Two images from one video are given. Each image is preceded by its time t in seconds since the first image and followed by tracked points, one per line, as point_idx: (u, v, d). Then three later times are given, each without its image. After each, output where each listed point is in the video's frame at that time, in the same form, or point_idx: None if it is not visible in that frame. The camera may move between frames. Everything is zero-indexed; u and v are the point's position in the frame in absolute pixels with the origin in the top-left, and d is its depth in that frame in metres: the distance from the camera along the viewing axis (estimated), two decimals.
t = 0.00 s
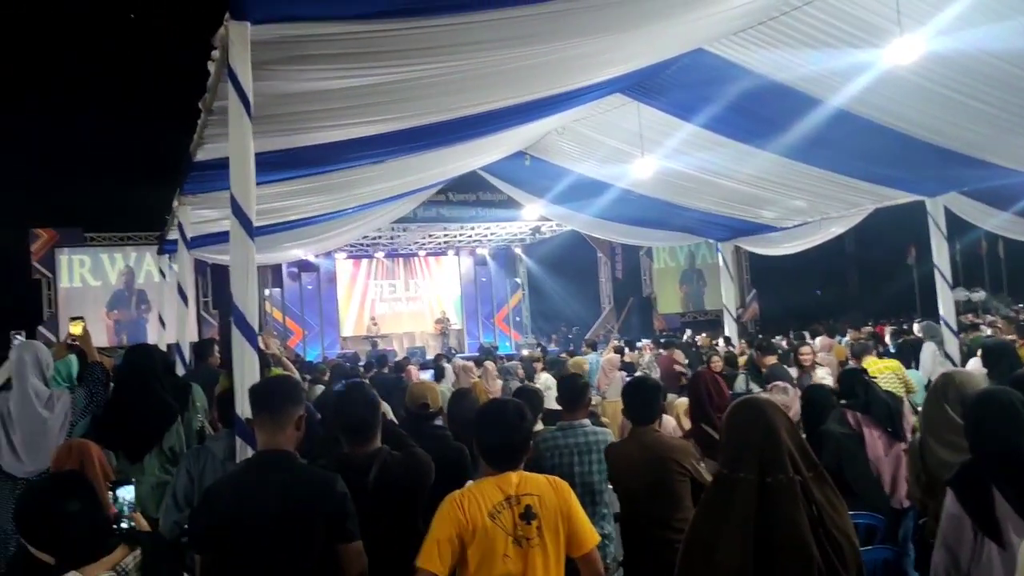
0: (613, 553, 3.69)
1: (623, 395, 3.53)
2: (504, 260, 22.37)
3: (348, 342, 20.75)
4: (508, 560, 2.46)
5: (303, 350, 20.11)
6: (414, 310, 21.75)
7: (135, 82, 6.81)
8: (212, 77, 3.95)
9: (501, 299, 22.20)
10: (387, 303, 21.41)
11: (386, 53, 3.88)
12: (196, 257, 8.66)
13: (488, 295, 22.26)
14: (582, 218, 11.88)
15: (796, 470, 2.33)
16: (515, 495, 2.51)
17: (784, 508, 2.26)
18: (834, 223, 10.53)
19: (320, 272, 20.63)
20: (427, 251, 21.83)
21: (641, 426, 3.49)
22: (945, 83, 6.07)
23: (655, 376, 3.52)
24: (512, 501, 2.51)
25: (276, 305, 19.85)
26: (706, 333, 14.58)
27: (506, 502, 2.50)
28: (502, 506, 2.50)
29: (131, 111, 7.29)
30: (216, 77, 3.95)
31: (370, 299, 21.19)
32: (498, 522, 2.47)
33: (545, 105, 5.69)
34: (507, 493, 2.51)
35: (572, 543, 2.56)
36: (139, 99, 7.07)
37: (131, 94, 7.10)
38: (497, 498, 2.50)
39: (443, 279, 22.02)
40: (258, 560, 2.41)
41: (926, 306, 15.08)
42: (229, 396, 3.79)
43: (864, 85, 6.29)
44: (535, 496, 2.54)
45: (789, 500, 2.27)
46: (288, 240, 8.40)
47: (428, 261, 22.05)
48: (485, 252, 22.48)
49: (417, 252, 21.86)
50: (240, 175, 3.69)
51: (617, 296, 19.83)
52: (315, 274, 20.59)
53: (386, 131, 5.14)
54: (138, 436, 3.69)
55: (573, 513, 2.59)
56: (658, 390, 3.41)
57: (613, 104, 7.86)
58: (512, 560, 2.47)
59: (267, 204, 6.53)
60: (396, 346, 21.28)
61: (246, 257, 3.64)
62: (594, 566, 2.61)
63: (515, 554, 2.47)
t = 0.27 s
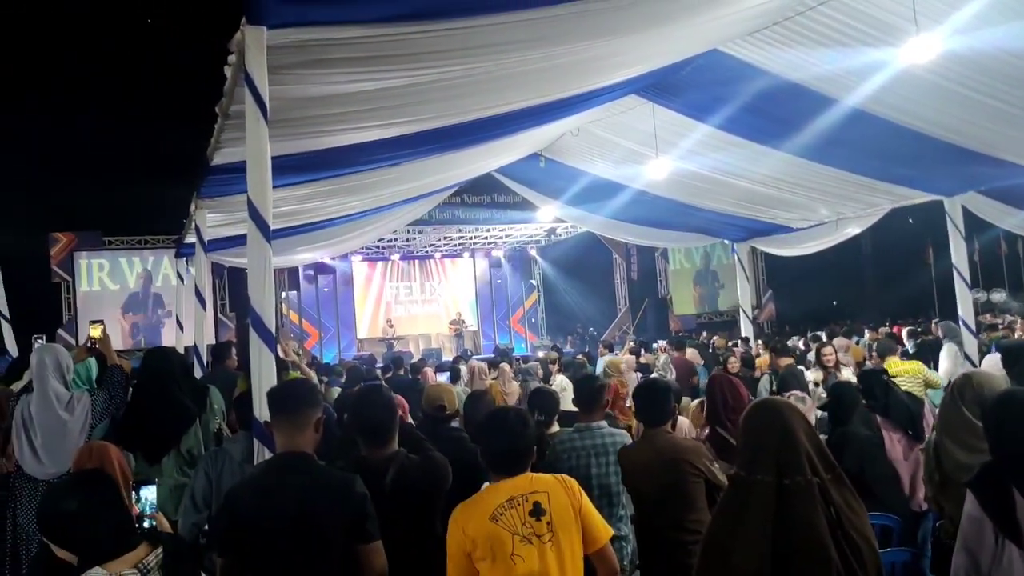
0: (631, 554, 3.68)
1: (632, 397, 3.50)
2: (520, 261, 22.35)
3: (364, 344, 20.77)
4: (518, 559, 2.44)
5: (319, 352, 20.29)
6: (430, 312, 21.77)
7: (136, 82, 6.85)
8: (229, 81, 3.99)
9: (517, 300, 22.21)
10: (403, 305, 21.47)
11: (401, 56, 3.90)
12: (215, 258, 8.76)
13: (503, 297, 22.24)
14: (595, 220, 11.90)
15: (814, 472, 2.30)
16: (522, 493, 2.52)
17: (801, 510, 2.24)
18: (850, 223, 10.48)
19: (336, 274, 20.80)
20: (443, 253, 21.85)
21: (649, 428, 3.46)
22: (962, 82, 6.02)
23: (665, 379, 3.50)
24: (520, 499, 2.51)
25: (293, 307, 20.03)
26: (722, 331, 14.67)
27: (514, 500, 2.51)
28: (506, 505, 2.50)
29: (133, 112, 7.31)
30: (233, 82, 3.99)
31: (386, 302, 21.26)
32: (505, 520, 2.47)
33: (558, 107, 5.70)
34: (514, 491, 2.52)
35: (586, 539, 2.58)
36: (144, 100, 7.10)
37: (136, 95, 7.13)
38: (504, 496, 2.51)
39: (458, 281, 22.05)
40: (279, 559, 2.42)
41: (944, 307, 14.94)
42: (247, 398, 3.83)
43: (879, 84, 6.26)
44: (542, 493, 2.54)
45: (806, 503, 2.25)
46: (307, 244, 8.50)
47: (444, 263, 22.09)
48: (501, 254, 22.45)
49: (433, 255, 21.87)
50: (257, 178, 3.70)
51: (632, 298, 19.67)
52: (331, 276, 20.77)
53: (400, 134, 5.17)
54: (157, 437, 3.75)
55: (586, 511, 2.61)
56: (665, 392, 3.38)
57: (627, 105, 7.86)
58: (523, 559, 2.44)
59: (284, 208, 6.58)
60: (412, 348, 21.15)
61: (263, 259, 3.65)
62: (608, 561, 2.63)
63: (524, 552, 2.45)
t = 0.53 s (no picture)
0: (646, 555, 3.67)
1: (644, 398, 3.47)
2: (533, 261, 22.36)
3: (377, 345, 20.83)
4: (525, 560, 2.44)
5: (333, 353, 20.35)
6: (443, 313, 21.79)
7: (136, 82, 6.44)
8: (243, 84, 4.02)
9: (530, 300, 22.22)
10: (416, 306, 21.51)
11: (414, 57, 3.91)
12: (229, 260, 8.81)
13: (515, 298, 22.26)
14: (607, 220, 11.90)
15: (831, 474, 2.28)
16: (525, 496, 2.53)
17: (817, 511, 2.22)
18: (864, 223, 10.42)
19: (349, 275, 20.87)
20: (455, 254, 21.88)
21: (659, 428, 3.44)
22: (976, 79, 5.98)
23: (675, 379, 3.46)
24: (523, 500, 2.52)
25: (307, 309, 20.10)
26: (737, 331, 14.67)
27: (517, 502, 2.52)
28: (509, 509, 2.51)
29: (128, 112, 7.03)
30: (247, 84, 4.01)
31: (398, 303, 21.32)
32: (509, 522, 2.49)
33: (569, 108, 5.70)
34: (517, 493, 2.54)
35: (596, 538, 2.57)
36: (139, 101, 6.85)
37: (136, 95, 6.69)
38: (507, 499, 2.53)
39: (471, 282, 22.08)
40: (295, 559, 2.42)
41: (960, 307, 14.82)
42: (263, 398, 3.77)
43: (892, 82, 6.23)
44: (545, 494, 2.54)
45: (822, 504, 2.22)
46: (323, 244, 8.58)
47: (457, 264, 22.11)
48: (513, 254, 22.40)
49: (446, 256, 21.90)
50: (271, 180, 3.70)
51: (646, 299, 19.54)
52: (344, 278, 20.83)
53: (413, 135, 5.19)
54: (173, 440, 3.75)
55: (596, 513, 2.60)
56: (677, 392, 3.35)
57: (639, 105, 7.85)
58: (529, 560, 2.44)
59: (298, 210, 6.62)
60: (425, 349, 21.20)
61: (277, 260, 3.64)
62: (620, 561, 2.62)
63: (530, 554, 2.45)
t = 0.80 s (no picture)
0: (656, 555, 3.66)
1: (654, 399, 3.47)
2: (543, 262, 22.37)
3: (386, 346, 20.87)
4: (536, 560, 2.42)
5: (342, 353, 20.38)
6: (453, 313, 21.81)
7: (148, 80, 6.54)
8: (254, 85, 4.05)
9: (539, 301, 22.28)
10: (425, 307, 21.53)
11: (425, 58, 3.92)
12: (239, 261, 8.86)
13: (525, 299, 22.29)
14: (617, 220, 11.88)
15: (845, 475, 2.26)
16: (534, 498, 2.53)
17: (830, 512, 2.20)
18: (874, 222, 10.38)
19: (359, 276, 20.91)
20: (464, 255, 21.89)
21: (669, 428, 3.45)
22: (987, 78, 5.96)
23: (683, 380, 3.48)
24: (531, 502, 2.52)
25: (317, 309, 20.14)
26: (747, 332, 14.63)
27: (526, 504, 2.52)
28: (519, 511, 2.51)
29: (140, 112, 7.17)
30: (257, 85, 4.04)
31: (408, 303, 21.34)
32: (520, 523, 2.49)
33: (578, 108, 5.71)
34: (525, 494, 2.54)
35: (607, 536, 2.57)
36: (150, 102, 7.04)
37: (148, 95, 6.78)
38: (516, 501, 2.53)
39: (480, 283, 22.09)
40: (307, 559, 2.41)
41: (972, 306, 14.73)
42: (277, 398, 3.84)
43: (903, 81, 6.21)
44: (552, 494, 2.54)
45: (835, 505, 2.21)
46: (334, 245, 8.63)
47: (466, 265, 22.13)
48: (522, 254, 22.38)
49: (455, 256, 21.92)
50: (282, 181, 3.71)
51: (655, 300, 19.46)
52: (354, 278, 20.87)
53: (423, 136, 5.21)
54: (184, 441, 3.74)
55: (605, 511, 2.60)
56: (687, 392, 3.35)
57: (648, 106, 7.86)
58: (542, 559, 2.43)
59: (309, 211, 6.65)
60: (435, 349, 21.25)
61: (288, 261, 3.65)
62: (632, 559, 2.62)
63: (541, 553, 2.43)
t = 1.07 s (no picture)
0: (661, 555, 3.66)
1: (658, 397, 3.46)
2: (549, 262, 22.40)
3: (392, 347, 20.87)
4: (544, 559, 2.42)
5: (349, 354, 20.37)
6: (459, 314, 21.79)
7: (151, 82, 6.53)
8: (259, 87, 4.06)
9: (545, 301, 22.14)
10: (431, 307, 21.52)
11: (429, 59, 3.93)
12: (245, 262, 8.88)
13: (530, 300, 22.19)
14: (622, 220, 11.89)
15: (850, 475, 2.23)
16: (543, 495, 2.53)
17: (838, 517, 2.16)
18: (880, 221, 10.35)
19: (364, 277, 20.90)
20: (470, 255, 21.90)
21: (671, 429, 3.45)
22: (994, 76, 5.94)
23: (687, 379, 3.46)
24: (541, 501, 2.52)
25: (323, 311, 20.13)
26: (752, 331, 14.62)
27: (535, 502, 2.52)
28: (528, 509, 2.51)
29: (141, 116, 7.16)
30: (263, 86, 4.06)
31: (413, 304, 21.33)
32: (528, 521, 2.48)
33: (583, 108, 5.70)
34: (535, 493, 2.54)
35: (615, 534, 2.56)
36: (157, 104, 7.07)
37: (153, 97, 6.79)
38: (525, 500, 2.53)
39: (485, 283, 22.08)
40: (312, 559, 2.42)
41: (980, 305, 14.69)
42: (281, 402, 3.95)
43: (910, 80, 6.19)
44: (562, 493, 2.54)
45: (842, 508, 2.17)
46: (340, 245, 8.65)
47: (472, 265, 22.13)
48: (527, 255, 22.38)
49: (461, 257, 21.92)
50: (287, 184, 3.71)
51: (661, 300, 19.40)
52: (359, 279, 20.86)
53: (427, 136, 5.22)
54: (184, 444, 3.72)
55: (614, 511, 2.59)
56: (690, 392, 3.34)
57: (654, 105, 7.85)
58: (549, 559, 2.42)
59: (315, 211, 6.66)
60: (440, 350, 21.27)
61: (294, 262, 3.65)
62: (638, 558, 2.61)
63: (548, 553, 2.42)
